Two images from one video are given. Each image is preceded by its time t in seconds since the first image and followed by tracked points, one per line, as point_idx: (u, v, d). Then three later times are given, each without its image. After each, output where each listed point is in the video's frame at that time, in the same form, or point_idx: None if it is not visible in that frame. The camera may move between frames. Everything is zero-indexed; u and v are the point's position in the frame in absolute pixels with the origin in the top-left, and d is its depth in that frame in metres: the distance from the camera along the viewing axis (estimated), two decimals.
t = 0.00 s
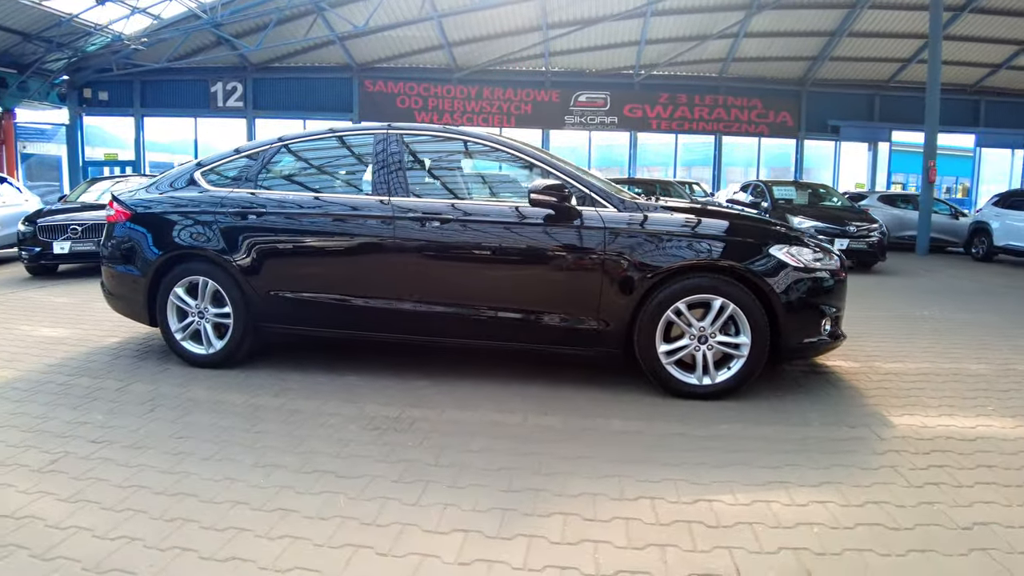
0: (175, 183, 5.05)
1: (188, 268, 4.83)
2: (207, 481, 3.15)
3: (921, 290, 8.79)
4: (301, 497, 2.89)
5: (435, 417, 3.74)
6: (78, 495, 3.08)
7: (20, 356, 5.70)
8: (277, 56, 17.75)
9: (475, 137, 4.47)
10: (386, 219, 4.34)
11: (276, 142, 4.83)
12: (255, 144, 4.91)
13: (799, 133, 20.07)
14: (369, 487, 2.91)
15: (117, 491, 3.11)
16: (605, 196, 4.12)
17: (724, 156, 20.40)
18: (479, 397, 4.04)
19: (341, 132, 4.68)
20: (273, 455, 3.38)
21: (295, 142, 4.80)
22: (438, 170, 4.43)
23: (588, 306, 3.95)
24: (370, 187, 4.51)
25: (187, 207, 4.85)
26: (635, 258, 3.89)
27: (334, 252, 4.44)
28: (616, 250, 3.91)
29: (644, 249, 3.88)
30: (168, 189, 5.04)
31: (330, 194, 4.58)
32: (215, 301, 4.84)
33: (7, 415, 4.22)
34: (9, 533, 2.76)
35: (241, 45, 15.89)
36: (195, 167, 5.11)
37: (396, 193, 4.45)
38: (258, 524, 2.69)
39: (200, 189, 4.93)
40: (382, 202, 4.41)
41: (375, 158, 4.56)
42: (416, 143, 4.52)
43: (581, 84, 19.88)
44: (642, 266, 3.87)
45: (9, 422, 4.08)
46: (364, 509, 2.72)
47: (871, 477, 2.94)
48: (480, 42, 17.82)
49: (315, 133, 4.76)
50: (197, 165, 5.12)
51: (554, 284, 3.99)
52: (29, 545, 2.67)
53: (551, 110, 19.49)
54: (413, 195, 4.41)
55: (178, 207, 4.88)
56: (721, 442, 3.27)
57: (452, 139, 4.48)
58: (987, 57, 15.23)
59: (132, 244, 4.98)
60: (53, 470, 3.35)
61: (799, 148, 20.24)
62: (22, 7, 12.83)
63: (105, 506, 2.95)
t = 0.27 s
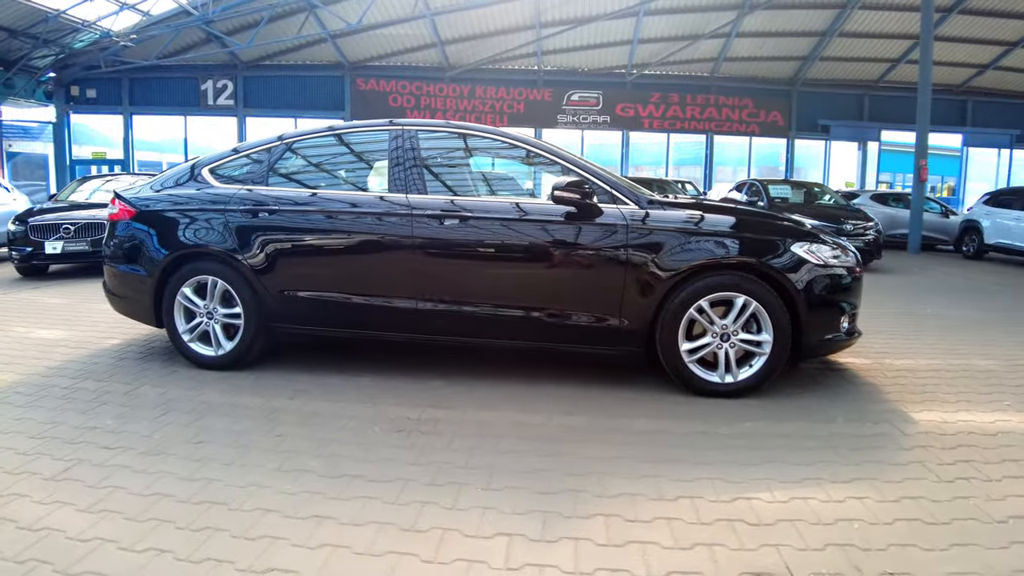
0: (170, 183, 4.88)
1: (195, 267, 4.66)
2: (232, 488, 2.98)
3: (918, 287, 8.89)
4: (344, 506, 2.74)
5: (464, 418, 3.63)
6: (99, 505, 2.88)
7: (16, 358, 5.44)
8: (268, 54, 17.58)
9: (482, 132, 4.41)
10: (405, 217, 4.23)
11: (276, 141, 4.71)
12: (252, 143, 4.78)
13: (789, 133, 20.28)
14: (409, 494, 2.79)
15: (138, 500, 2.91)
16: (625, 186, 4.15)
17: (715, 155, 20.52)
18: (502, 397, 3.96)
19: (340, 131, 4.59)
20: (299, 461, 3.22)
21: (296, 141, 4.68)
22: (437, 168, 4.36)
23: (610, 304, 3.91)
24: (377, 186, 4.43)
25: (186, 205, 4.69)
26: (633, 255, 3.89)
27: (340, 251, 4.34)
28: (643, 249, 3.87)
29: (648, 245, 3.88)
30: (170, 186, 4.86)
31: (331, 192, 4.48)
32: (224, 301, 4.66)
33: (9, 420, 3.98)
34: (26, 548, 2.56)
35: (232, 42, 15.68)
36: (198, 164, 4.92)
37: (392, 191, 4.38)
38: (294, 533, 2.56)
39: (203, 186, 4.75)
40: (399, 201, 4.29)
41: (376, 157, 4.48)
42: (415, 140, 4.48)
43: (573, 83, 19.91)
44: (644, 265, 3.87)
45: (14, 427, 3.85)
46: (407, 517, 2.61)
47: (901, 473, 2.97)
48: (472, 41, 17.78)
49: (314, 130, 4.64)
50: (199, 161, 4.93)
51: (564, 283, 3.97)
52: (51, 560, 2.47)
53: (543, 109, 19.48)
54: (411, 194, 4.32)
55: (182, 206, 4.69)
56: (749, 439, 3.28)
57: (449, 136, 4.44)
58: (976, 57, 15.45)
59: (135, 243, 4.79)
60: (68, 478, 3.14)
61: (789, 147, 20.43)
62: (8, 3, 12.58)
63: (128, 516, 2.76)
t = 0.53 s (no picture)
0: (167, 185, 4.74)
1: (201, 271, 4.49)
2: (254, 502, 2.81)
3: (917, 286, 8.97)
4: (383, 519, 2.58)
5: (489, 425, 3.51)
6: (113, 522, 2.68)
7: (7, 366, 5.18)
8: (259, 51, 17.41)
9: (477, 130, 4.34)
10: (420, 221, 4.11)
11: (276, 141, 4.56)
12: (252, 145, 4.64)
13: (781, 132, 20.43)
14: (444, 507, 2.66)
15: (154, 516, 2.72)
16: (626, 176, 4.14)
17: (709, 155, 20.58)
18: (523, 402, 3.87)
19: (339, 131, 4.45)
20: (322, 471, 3.06)
21: (299, 141, 4.52)
22: (444, 169, 4.25)
23: (630, 307, 3.88)
24: (382, 186, 4.30)
25: (186, 207, 4.53)
26: (641, 261, 3.87)
27: (337, 253, 4.23)
28: (664, 253, 3.85)
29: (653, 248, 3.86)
30: (172, 188, 4.69)
31: (342, 193, 4.34)
32: (231, 305, 4.50)
33: (8, 432, 3.76)
34: (39, 571, 2.37)
35: (224, 40, 15.49)
36: (200, 166, 4.74)
37: (387, 189, 4.28)
38: (324, 548, 2.42)
39: (205, 188, 4.58)
40: (412, 203, 4.17)
41: (377, 158, 4.35)
42: (414, 139, 4.36)
43: (566, 82, 19.90)
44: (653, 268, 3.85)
45: (16, 439, 3.62)
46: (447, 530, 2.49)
47: (925, 475, 2.99)
48: (466, 39, 17.71)
49: (314, 130, 4.50)
50: (201, 163, 4.77)
51: (583, 286, 3.93)
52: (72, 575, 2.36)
53: (537, 108, 19.42)
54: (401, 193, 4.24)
55: (185, 208, 4.53)
56: (772, 443, 3.27)
57: (450, 136, 4.34)
58: (965, 57, 15.64)
59: (138, 247, 4.61)
60: (78, 493, 2.93)
61: (782, 146, 20.56)
62: None
63: (146, 533, 2.58)
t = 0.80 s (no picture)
0: (169, 187, 4.60)
1: (207, 274, 4.33)
2: (277, 517, 2.66)
3: (915, 285, 9.03)
4: (422, 532, 2.44)
5: (515, 432, 3.42)
6: (130, 541, 2.53)
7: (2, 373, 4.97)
8: (252, 51, 17.27)
9: (472, 129, 4.30)
10: (436, 224, 4.03)
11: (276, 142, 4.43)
12: (250, 148, 4.52)
13: (774, 131, 20.58)
14: (481, 516, 2.56)
15: (171, 534, 2.56)
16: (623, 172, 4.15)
17: (702, 154, 20.67)
18: (545, 408, 3.78)
19: (339, 132, 4.35)
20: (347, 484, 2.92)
21: (304, 143, 4.39)
22: (459, 171, 4.18)
23: (647, 310, 3.86)
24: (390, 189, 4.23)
25: (190, 210, 4.39)
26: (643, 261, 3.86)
27: (339, 256, 4.13)
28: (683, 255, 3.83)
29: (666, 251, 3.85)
30: (172, 190, 4.55)
31: (354, 196, 4.23)
32: (238, 310, 4.33)
33: (10, 445, 3.58)
34: None
35: (216, 39, 15.34)
36: (201, 168, 4.59)
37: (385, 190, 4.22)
38: (358, 556, 2.32)
39: (209, 190, 4.44)
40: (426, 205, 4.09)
41: (374, 159, 4.29)
42: (415, 140, 4.29)
43: (560, 82, 19.94)
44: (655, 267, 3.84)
45: (18, 452, 3.44)
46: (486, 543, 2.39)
47: (952, 481, 2.99)
48: (459, 39, 17.67)
49: (314, 132, 4.40)
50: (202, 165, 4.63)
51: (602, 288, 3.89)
52: None
53: (531, 108, 19.39)
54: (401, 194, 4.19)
55: (187, 211, 4.39)
56: (796, 447, 3.27)
57: (451, 138, 4.28)
58: (956, 58, 15.80)
59: (142, 251, 4.46)
60: (89, 510, 2.77)
61: (775, 145, 20.71)
62: None
63: (169, 541, 2.50)
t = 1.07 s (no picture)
0: (176, 186, 4.43)
1: (219, 276, 4.16)
2: (311, 529, 2.46)
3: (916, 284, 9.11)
4: (475, 543, 2.32)
5: (548, 438, 3.33)
6: (158, 558, 2.34)
7: None
8: (245, 49, 17.10)
9: (471, 127, 4.30)
10: (461, 225, 3.98)
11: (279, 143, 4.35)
12: (251, 151, 4.42)
13: (768, 132, 20.79)
14: (530, 526, 2.45)
15: (199, 550, 2.37)
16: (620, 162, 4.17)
17: (696, 154, 20.73)
18: (574, 413, 3.70)
19: (341, 133, 4.31)
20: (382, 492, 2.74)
21: (317, 144, 4.31)
22: (480, 171, 4.14)
23: (675, 310, 3.85)
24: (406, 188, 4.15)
25: (202, 210, 4.23)
26: (652, 260, 3.86)
27: (360, 256, 4.02)
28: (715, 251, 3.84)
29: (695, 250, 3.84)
30: (178, 191, 4.39)
31: (374, 196, 4.14)
32: (251, 313, 4.17)
33: (18, 455, 3.39)
34: None
35: (210, 37, 15.17)
36: (207, 170, 4.44)
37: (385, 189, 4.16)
38: (408, 554, 2.28)
39: (220, 190, 4.30)
40: (449, 204, 4.04)
41: (373, 158, 4.24)
42: (417, 140, 4.26)
43: (555, 82, 19.95)
44: (665, 267, 3.85)
45: (29, 463, 3.26)
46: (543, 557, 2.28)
47: (984, 481, 3.02)
48: (454, 38, 17.59)
49: (316, 133, 4.34)
50: (206, 167, 4.49)
51: (628, 289, 3.88)
52: None
53: (526, 107, 19.32)
54: (403, 191, 4.15)
55: (197, 212, 4.23)
56: (826, 449, 3.29)
57: (453, 136, 4.25)
58: (949, 58, 15.95)
59: (150, 254, 4.28)
60: (111, 525, 2.60)
61: (769, 145, 20.85)
62: None
63: (205, 543, 2.42)
